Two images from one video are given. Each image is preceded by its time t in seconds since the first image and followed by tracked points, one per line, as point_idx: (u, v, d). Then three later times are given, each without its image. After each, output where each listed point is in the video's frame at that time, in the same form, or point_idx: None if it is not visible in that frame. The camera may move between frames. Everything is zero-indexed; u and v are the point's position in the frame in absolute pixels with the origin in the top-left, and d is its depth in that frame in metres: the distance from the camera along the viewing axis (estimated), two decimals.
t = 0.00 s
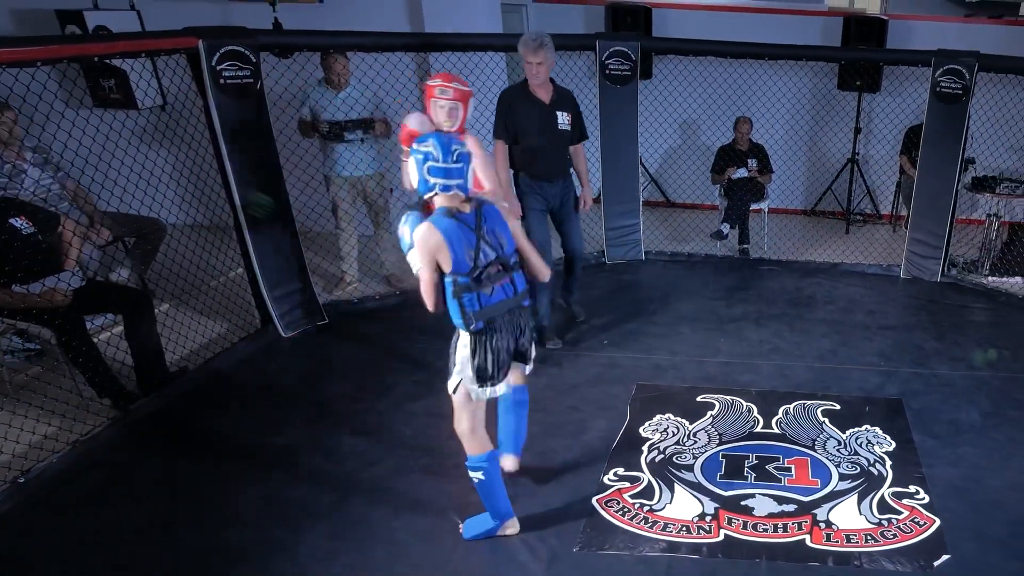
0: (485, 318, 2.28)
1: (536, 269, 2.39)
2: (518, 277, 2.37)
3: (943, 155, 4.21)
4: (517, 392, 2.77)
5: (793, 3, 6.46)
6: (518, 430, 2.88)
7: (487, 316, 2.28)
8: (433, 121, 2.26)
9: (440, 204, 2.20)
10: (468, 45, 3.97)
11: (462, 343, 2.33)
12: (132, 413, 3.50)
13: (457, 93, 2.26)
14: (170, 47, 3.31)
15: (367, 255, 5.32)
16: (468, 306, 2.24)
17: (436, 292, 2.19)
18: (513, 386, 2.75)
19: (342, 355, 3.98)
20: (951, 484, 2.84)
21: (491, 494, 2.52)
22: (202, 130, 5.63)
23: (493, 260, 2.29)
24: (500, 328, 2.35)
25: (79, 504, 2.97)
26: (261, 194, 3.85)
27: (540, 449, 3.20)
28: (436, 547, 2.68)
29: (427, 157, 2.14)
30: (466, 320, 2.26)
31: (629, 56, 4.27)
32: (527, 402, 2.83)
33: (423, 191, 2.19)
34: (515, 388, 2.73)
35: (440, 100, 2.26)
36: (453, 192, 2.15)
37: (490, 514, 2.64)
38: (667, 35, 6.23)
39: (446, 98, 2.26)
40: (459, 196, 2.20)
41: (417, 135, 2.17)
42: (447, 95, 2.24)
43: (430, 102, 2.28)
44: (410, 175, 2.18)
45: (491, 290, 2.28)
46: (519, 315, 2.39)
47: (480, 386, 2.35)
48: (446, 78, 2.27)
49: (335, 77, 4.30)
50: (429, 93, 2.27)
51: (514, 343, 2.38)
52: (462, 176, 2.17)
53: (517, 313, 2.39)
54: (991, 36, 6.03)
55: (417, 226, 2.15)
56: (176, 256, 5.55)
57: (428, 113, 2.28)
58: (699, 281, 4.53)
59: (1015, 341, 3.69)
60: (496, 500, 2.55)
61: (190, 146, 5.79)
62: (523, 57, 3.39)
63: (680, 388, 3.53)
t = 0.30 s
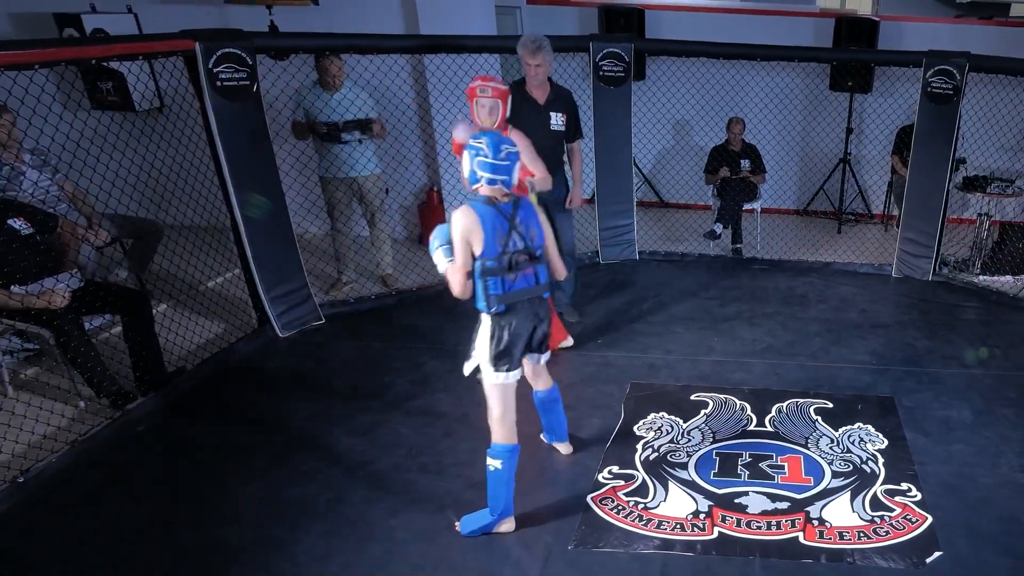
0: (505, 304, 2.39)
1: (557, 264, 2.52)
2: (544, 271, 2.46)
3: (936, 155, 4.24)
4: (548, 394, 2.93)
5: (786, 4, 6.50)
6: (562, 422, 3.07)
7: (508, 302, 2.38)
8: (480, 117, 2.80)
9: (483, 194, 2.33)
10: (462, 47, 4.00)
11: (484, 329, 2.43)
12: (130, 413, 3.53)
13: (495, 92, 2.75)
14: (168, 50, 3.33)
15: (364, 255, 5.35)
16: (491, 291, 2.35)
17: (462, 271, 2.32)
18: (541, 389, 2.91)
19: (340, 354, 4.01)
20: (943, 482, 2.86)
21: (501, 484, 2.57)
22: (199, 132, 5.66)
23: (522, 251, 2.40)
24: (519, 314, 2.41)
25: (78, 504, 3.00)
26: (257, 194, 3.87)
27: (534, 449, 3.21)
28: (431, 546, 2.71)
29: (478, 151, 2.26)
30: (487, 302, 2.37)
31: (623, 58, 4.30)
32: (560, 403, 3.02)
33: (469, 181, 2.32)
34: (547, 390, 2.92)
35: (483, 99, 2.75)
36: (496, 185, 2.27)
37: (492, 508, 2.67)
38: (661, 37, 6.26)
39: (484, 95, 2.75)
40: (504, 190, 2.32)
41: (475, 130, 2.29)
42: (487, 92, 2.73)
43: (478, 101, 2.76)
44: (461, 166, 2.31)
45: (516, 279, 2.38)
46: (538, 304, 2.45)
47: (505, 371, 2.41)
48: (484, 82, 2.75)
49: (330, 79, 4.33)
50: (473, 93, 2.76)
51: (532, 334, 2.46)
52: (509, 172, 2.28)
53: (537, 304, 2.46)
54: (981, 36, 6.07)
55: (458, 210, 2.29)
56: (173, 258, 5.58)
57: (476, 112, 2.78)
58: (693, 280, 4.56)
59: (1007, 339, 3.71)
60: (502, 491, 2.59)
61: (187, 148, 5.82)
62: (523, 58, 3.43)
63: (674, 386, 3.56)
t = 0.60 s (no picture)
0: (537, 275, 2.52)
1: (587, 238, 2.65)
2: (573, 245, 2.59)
3: (931, 154, 4.25)
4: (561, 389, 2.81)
5: (782, 5, 6.52)
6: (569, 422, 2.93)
7: (540, 274, 2.51)
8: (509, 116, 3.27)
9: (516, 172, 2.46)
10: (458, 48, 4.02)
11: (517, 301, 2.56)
12: (129, 414, 3.54)
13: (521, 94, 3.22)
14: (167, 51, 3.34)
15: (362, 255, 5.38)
16: (526, 263, 2.49)
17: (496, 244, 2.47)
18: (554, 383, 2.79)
19: (338, 354, 4.02)
20: (939, 480, 2.87)
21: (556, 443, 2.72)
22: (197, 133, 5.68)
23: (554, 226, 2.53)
24: (552, 286, 2.54)
25: (77, 504, 3.01)
26: (255, 195, 3.89)
27: (532, 448, 3.23)
28: (430, 545, 2.72)
29: (512, 133, 2.38)
30: (521, 274, 2.50)
31: (619, 58, 4.33)
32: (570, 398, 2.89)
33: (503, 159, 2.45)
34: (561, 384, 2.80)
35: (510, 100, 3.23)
36: (528, 163, 2.40)
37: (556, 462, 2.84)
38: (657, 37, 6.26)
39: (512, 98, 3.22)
40: (536, 167, 2.44)
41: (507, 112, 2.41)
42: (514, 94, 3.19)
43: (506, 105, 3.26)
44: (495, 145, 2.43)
45: (548, 252, 2.51)
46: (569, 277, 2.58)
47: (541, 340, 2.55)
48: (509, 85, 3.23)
49: (326, 80, 4.34)
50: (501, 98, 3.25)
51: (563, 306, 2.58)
52: (540, 151, 2.41)
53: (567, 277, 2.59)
54: (977, 37, 6.10)
55: (492, 186, 2.44)
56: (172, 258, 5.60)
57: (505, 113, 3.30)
58: (690, 280, 4.57)
59: (1003, 338, 3.73)
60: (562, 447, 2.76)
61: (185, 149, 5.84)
62: (489, 60, 3.43)
63: (672, 386, 3.57)
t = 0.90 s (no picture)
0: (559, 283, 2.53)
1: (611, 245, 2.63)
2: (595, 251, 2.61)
3: (931, 154, 4.25)
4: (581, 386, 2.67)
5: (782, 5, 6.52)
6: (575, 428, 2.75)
7: (561, 281, 2.52)
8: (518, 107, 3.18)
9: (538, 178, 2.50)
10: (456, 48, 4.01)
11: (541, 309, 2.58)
12: (129, 413, 3.55)
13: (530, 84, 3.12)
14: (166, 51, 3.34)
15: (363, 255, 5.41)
16: (546, 270, 2.50)
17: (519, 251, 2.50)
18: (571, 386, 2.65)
19: (337, 354, 4.02)
20: (938, 480, 2.87)
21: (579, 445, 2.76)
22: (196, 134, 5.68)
23: (574, 234, 2.54)
24: (573, 293, 2.55)
25: (77, 504, 3.01)
26: (254, 195, 3.89)
27: (531, 448, 3.23)
28: (429, 544, 2.72)
29: (531, 137, 2.42)
30: (542, 281, 2.53)
31: (619, 58, 4.32)
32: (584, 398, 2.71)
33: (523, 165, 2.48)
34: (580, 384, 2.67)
35: (518, 92, 3.13)
36: (547, 168, 2.43)
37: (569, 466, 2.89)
38: (657, 37, 6.26)
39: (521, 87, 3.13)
40: (556, 172, 2.47)
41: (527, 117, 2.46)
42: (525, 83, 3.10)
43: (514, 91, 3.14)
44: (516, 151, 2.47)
45: (569, 259, 2.52)
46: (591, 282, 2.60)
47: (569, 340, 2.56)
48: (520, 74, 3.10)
49: (324, 81, 4.34)
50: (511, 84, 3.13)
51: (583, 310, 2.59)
52: (559, 154, 2.43)
53: (590, 281, 2.61)
54: (978, 38, 6.10)
55: (514, 195, 2.46)
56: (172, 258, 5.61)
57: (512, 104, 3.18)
58: (689, 280, 4.57)
59: (1002, 338, 3.73)
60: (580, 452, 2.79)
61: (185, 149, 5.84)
62: (455, 58, 3.74)
63: (671, 386, 3.57)
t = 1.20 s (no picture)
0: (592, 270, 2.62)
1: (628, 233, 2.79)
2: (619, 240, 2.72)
3: (928, 154, 4.25)
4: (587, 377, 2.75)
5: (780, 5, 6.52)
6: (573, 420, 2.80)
7: (595, 269, 2.61)
8: (484, 122, 3.49)
9: (565, 174, 2.58)
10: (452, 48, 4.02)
11: (574, 299, 2.64)
12: (126, 413, 3.55)
13: (498, 100, 3.46)
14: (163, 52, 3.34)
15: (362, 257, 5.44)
16: (582, 259, 2.58)
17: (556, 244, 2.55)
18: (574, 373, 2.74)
19: (335, 354, 4.02)
20: (935, 480, 2.87)
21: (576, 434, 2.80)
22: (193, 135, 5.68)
23: (603, 223, 2.66)
24: (605, 280, 2.64)
25: (73, 505, 3.01)
26: (251, 196, 3.89)
27: (528, 448, 3.23)
28: (427, 544, 2.72)
29: (559, 137, 2.49)
30: (578, 271, 2.59)
31: (616, 58, 4.31)
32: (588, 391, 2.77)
33: (550, 163, 2.55)
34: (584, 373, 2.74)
35: (487, 107, 3.45)
36: (576, 164, 2.52)
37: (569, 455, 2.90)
38: (654, 37, 6.26)
39: (488, 103, 3.45)
40: (581, 168, 2.57)
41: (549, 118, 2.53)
42: (490, 101, 3.43)
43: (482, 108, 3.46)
44: (542, 150, 2.53)
45: (600, 247, 2.62)
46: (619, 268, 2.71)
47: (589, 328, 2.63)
48: (487, 90, 3.45)
49: (319, 81, 4.35)
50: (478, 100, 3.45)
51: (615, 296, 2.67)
52: (584, 152, 2.53)
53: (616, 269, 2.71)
54: (974, 37, 6.10)
55: (548, 191, 2.53)
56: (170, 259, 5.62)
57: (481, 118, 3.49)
58: (686, 280, 4.58)
59: (999, 338, 3.73)
60: (578, 441, 2.83)
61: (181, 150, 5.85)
62: (440, 57, 3.74)
63: (668, 386, 3.57)
